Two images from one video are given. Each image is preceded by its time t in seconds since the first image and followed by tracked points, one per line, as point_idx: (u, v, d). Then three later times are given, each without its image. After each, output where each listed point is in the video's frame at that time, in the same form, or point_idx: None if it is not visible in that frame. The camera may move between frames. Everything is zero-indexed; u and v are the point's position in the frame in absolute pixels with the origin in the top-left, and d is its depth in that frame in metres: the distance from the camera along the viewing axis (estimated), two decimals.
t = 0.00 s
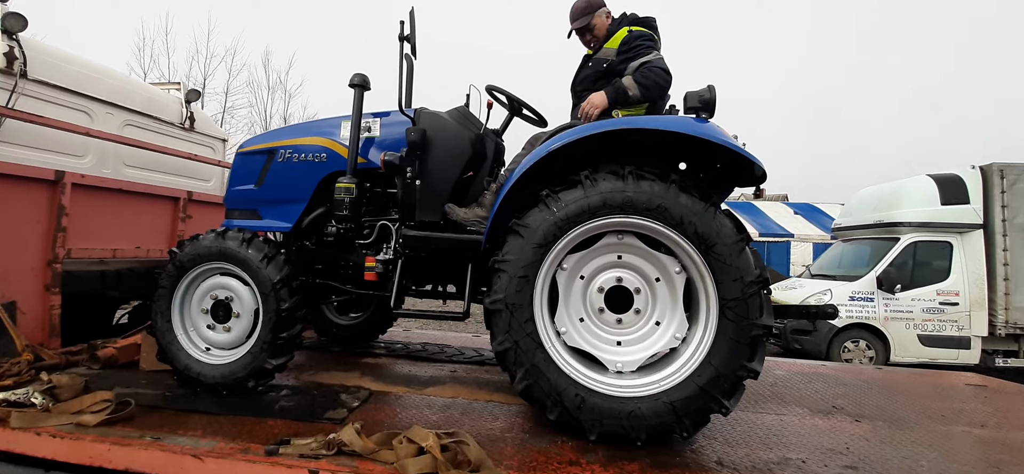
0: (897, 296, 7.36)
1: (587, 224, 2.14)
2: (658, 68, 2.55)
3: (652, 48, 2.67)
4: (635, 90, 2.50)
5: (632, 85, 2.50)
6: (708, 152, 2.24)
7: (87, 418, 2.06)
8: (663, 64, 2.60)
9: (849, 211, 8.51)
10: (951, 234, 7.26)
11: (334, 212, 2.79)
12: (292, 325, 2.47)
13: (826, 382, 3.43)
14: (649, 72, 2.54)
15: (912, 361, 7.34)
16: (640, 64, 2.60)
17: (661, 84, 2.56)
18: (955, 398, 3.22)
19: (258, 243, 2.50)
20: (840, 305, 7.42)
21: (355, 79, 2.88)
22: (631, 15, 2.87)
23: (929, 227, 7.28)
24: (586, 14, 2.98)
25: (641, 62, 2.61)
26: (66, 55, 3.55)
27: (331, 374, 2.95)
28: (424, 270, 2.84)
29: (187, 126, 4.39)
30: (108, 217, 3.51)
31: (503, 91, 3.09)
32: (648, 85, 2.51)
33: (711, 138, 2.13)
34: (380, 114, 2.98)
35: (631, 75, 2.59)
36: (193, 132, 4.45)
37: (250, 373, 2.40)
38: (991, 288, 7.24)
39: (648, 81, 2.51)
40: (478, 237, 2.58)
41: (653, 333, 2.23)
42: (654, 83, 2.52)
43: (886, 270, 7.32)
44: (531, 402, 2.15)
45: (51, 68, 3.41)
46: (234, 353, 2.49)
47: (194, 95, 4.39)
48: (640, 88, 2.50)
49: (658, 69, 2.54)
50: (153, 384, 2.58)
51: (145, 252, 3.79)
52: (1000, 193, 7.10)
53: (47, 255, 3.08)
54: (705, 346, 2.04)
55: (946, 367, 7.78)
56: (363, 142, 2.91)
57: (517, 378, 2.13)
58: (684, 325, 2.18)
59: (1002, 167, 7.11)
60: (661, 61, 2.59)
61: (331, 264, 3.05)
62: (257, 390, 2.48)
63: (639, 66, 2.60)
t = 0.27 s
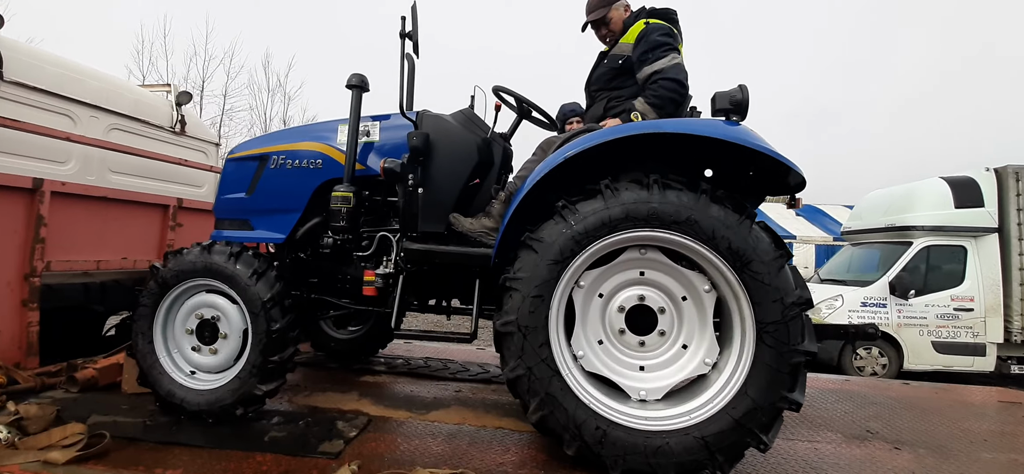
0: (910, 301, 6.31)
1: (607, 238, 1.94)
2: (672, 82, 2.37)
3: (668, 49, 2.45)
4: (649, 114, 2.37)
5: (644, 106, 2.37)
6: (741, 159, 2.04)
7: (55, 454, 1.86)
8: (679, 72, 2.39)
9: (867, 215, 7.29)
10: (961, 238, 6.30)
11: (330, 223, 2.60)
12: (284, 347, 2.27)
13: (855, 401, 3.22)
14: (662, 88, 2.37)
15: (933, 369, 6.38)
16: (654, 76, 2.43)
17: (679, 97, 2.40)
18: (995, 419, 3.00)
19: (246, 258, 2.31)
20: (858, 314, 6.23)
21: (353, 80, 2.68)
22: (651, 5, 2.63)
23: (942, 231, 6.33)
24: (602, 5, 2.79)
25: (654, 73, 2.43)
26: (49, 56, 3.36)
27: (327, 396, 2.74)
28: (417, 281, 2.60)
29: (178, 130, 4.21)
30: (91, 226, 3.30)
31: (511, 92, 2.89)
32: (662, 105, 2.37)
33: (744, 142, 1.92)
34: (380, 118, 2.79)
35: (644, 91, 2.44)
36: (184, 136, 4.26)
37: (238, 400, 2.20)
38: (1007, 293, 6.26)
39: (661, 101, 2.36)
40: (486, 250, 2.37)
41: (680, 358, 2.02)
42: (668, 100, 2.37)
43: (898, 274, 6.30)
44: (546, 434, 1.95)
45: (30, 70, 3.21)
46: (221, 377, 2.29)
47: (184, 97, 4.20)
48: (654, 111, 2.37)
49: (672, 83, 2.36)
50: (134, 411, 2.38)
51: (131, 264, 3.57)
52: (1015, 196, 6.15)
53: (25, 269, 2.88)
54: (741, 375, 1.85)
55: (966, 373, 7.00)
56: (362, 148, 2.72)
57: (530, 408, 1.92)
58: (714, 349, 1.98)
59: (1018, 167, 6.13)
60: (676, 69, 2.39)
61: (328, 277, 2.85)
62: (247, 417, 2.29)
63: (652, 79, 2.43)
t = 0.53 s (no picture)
0: (919, 304, 5.93)
1: (631, 243, 1.80)
2: (684, 83, 2.20)
3: (682, 46, 2.27)
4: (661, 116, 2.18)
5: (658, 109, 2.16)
6: (773, 156, 1.90)
7: None
8: (693, 72, 2.22)
9: (868, 217, 6.97)
10: (970, 239, 5.96)
11: (331, 228, 2.46)
12: (282, 362, 2.11)
13: (881, 412, 3.06)
14: (675, 89, 2.20)
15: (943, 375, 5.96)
16: (666, 75, 2.25)
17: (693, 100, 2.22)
18: None
19: (241, 267, 2.16)
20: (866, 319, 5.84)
21: (354, 76, 2.54)
22: None
23: (953, 232, 5.97)
24: None
25: (666, 72, 2.25)
26: (37, 54, 3.19)
27: (327, 411, 2.58)
28: (432, 291, 2.50)
29: (172, 132, 4.07)
30: (80, 232, 3.15)
31: (520, 89, 2.73)
32: (675, 107, 2.19)
33: (778, 136, 1.78)
34: (382, 116, 2.64)
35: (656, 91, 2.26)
36: (177, 139, 4.12)
37: (232, 419, 2.05)
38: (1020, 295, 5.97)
39: (674, 102, 2.18)
40: (498, 256, 2.22)
41: (709, 372, 1.87)
42: (681, 101, 2.19)
43: (908, 277, 5.92)
44: (566, 456, 1.80)
45: (17, 68, 3.05)
46: (214, 394, 2.14)
47: (178, 98, 4.05)
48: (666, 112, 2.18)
49: (685, 83, 2.19)
50: (122, 430, 2.22)
51: (122, 271, 3.41)
52: None
53: (9, 277, 2.71)
54: (779, 391, 1.71)
55: (973, 379, 6.59)
56: (364, 149, 2.58)
57: (549, 428, 1.77)
58: (747, 362, 1.83)
59: None
60: (690, 69, 2.22)
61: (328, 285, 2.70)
62: (243, 436, 2.13)
63: (664, 77, 2.26)
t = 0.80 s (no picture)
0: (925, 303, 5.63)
1: (651, 246, 1.71)
2: (695, 78, 2.11)
3: (697, 40, 2.18)
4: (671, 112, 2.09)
5: (665, 105, 2.08)
6: (799, 152, 1.82)
7: None
8: (706, 67, 2.13)
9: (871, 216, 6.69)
10: (975, 238, 5.69)
11: (332, 233, 2.36)
12: (282, 375, 2.02)
13: (900, 417, 2.97)
14: (686, 84, 2.11)
15: (949, 375, 5.67)
16: (678, 69, 2.16)
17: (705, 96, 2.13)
18: None
19: (237, 275, 2.06)
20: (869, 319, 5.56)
21: (356, 74, 2.46)
22: None
23: (957, 231, 5.72)
24: None
25: (678, 66, 2.17)
26: (24, 55, 3.01)
27: (330, 424, 2.48)
28: (433, 297, 2.36)
29: (167, 137, 3.94)
30: (73, 240, 3.04)
31: (527, 87, 2.64)
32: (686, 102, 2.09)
33: (804, 131, 1.69)
34: (385, 117, 2.54)
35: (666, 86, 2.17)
36: (172, 144, 3.99)
37: (230, 436, 1.95)
38: None
39: (684, 97, 2.09)
40: (507, 261, 2.12)
41: (733, 381, 1.76)
42: (693, 97, 2.09)
43: (914, 276, 5.70)
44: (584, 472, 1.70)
45: (9, 71, 2.91)
46: (211, 409, 2.04)
47: (173, 102, 3.93)
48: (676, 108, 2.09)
49: (697, 78, 2.10)
50: (115, 448, 2.11)
51: (115, 280, 3.29)
52: None
53: None
54: (810, 401, 1.62)
55: (981, 380, 6.30)
56: (366, 150, 2.48)
57: (566, 443, 1.67)
58: (773, 371, 1.72)
59: None
60: (704, 64, 2.13)
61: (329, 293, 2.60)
62: (241, 454, 2.03)
63: (676, 72, 2.17)
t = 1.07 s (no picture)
0: (921, 306, 5.56)
1: (651, 252, 1.64)
2: (689, 81, 2.05)
3: (691, 43, 2.13)
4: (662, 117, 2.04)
5: (659, 108, 2.01)
6: (802, 154, 1.77)
7: None
8: (699, 71, 2.07)
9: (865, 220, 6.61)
10: (971, 240, 5.63)
11: (321, 239, 2.29)
12: (267, 388, 1.94)
13: (903, 425, 2.91)
14: (678, 87, 2.06)
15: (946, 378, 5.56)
16: (671, 72, 2.11)
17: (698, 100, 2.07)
18: None
19: (221, 284, 1.99)
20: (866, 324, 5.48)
21: (345, 76, 2.40)
22: None
23: (953, 233, 5.66)
24: None
25: (671, 69, 2.11)
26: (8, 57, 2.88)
27: (319, 437, 2.39)
28: (428, 304, 2.32)
29: (154, 141, 3.86)
30: (55, 248, 2.93)
31: (522, 89, 2.58)
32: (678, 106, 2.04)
33: (808, 132, 1.64)
34: (376, 119, 2.48)
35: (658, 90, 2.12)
36: (160, 147, 3.91)
37: (212, 452, 1.86)
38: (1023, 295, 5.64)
39: (675, 101, 2.04)
40: (502, 268, 2.05)
41: (737, 392, 1.69)
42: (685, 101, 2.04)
43: (909, 278, 5.62)
44: None
45: None
46: (193, 424, 1.96)
47: (160, 105, 3.86)
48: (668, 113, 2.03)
49: (691, 82, 2.04)
50: (94, 465, 2.02)
51: (99, 289, 3.16)
52: None
53: None
54: (817, 413, 1.56)
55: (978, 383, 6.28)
56: (356, 154, 2.41)
57: (563, 458, 1.60)
58: (778, 381, 1.66)
59: None
60: (698, 68, 2.07)
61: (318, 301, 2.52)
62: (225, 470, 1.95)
63: (668, 75, 2.11)
